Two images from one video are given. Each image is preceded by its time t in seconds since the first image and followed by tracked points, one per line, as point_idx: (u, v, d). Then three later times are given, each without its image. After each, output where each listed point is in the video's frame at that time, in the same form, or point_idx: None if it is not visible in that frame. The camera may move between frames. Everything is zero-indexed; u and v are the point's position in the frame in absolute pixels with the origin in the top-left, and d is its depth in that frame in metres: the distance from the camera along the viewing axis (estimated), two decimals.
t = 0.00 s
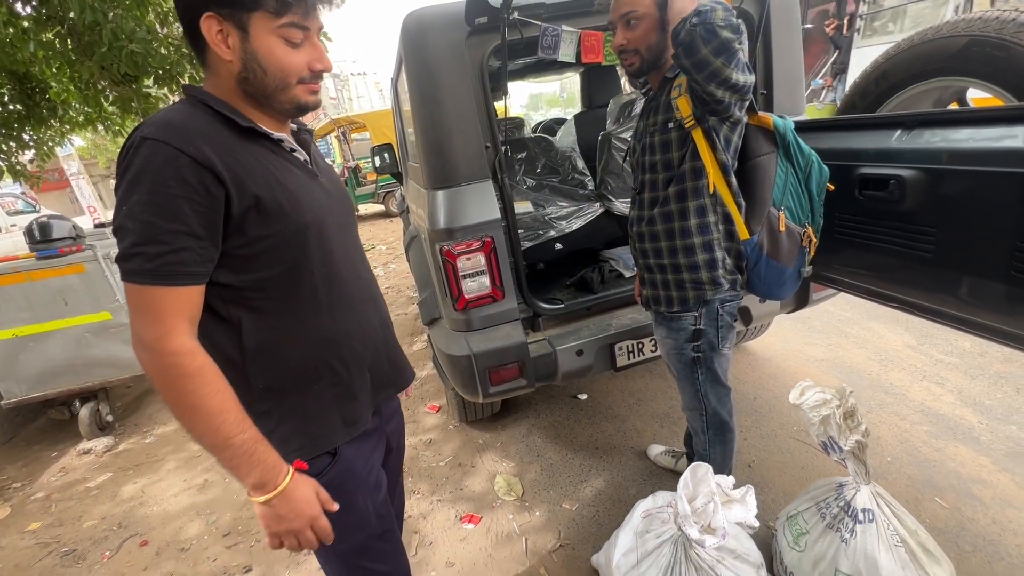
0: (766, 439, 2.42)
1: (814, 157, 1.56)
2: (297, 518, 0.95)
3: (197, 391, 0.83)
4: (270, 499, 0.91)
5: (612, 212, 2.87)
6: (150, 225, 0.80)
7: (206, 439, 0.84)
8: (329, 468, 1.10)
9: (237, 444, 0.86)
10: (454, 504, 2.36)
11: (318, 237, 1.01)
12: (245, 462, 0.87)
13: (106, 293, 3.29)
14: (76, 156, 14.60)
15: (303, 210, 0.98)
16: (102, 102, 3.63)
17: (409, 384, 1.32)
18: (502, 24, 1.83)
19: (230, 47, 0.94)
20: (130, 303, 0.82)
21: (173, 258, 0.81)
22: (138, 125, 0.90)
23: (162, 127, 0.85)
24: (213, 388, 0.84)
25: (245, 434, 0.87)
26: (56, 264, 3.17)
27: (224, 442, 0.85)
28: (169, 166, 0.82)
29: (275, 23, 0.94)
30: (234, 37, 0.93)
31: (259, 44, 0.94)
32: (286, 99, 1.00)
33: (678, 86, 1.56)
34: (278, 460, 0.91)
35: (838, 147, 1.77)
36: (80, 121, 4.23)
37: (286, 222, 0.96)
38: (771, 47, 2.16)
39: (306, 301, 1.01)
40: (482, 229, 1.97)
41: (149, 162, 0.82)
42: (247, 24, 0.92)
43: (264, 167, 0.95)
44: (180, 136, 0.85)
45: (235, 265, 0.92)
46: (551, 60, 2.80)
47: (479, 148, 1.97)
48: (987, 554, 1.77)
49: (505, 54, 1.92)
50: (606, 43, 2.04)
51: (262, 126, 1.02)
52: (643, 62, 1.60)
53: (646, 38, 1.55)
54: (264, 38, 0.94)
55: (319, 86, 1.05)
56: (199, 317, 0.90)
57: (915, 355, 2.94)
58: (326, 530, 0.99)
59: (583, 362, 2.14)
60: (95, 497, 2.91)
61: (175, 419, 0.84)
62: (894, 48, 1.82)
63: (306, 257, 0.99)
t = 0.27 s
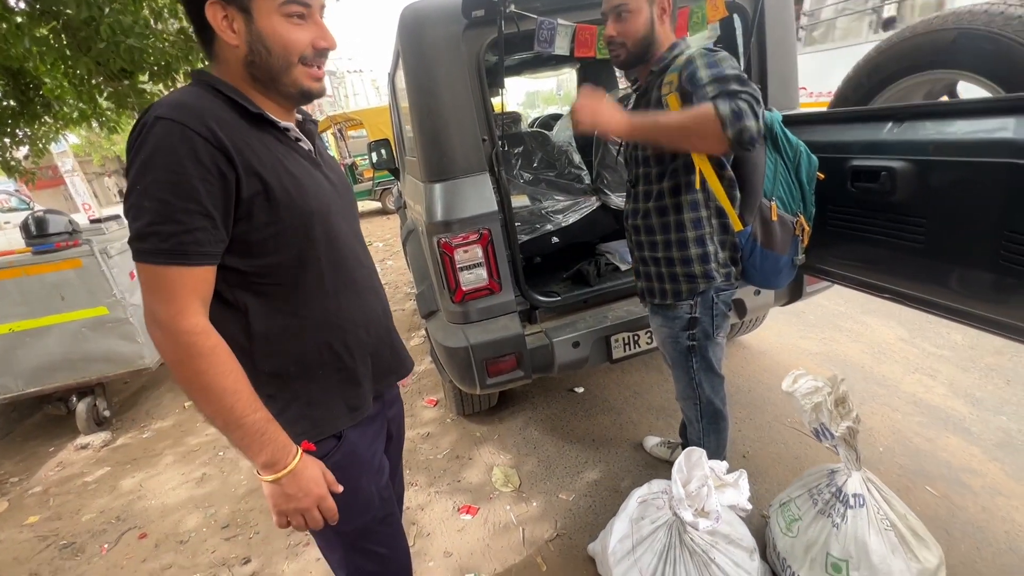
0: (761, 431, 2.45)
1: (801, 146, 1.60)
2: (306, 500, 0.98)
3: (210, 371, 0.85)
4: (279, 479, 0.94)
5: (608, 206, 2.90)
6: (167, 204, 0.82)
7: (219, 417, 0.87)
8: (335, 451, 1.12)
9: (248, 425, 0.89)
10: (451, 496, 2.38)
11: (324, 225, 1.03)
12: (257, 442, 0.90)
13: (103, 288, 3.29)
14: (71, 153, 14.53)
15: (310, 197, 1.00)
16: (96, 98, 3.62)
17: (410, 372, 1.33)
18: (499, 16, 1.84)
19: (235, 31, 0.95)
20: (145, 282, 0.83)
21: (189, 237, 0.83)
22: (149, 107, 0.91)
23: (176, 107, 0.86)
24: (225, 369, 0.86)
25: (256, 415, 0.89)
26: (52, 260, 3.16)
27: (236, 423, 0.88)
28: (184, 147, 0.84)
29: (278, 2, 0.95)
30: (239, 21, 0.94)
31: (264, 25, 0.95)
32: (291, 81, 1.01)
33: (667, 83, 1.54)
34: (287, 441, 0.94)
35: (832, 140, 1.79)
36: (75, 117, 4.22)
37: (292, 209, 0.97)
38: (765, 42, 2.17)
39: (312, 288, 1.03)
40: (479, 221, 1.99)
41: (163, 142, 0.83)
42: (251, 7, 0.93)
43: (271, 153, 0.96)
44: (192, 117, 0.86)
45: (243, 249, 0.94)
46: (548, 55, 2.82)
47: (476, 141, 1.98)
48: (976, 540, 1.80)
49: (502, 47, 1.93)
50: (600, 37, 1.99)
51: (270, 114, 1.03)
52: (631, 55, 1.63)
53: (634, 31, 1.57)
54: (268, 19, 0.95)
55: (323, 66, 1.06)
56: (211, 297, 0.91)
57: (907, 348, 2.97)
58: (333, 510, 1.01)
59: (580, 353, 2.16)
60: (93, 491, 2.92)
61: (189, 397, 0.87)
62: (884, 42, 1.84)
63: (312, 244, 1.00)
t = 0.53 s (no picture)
0: (758, 427, 2.46)
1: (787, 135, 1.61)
2: (307, 500, 0.99)
3: (217, 367, 0.86)
4: (281, 477, 0.94)
5: (606, 204, 2.91)
6: (179, 195, 0.83)
7: (223, 413, 0.87)
8: (339, 446, 1.13)
9: (252, 423, 0.89)
10: (450, 492, 2.39)
11: (328, 224, 1.03)
12: (260, 439, 0.90)
13: (100, 285, 3.29)
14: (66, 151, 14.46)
15: (313, 195, 1.00)
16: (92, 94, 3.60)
17: (413, 370, 1.34)
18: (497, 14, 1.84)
19: (239, 27, 0.95)
20: (152, 274, 0.83)
21: (199, 230, 0.83)
22: (155, 100, 0.91)
23: (186, 99, 0.87)
24: (231, 364, 0.87)
25: (260, 412, 0.90)
26: (48, 256, 3.16)
27: (240, 420, 0.88)
28: (196, 138, 0.84)
29: None
30: (242, 18, 0.94)
31: (267, 19, 0.95)
32: (295, 76, 1.01)
33: (651, 94, 1.53)
34: (291, 440, 0.95)
35: (829, 139, 1.80)
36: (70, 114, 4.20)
37: (294, 208, 0.97)
38: (763, 40, 2.18)
39: (314, 286, 1.03)
40: (477, 218, 2.00)
41: (173, 134, 0.83)
42: (254, 2, 0.93)
43: (276, 150, 0.97)
44: (202, 109, 0.87)
45: (247, 246, 0.95)
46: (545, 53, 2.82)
47: (474, 138, 1.98)
48: (970, 535, 1.82)
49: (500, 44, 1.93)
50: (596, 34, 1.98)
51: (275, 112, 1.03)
52: (614, 58, 1.62)
53: (620, 34, 1.57)
54: (271, 13, 0.94)
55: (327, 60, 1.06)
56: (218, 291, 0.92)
57: (903, 345, 2.99)
58: (332, 511, 1.02)
59: (578, 351, 2.16)
60: (91, 488, 2.92)
61: (192, 393, 0.87)
62: (882, 40, 1.85)
63: (315, 242, 1.01)
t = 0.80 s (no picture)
0: (761, 425, 2.47)
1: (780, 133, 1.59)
2: (336, 492, 0.98)
3: (246, 359, 0.86)
4: (310, 470, 0.95)
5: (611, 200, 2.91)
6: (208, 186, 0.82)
7: (253, 406, 0.87)
8: (350, 442, 1.14)
9: (280, 415, 0.89)
10: (454, 488, 2.39)
11: (343, 222, 1.03)
12: (291, 431, 0.91)
13: (101, 279, 3.27)
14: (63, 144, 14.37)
15: (329, 192, 1.00)
16: (90, 87, 3.57)
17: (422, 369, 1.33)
18: (506, 9, 1.83)
19: (261, 18, 0.94)
20: (178, 265, 0.82)
21: (229, 221, 0.83)
22: (177, 90, 0.90)
23: (211, 89, 0.86)
24: (259, 358, 0.87)
25: (289, 404, 0.90)
26: (48, 250, 3.14)
27: (268, 413, 0.88)
28: (223, 129, 0.84)
29: None
30: (264, 9, 0.93)
31: (288, 9, 0.94)
32: (317, 67, 1.00)
33: (677, 96, 1.51)
34: (319, 433, 0.95)
35: (837, 137, 1.80)
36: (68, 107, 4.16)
37: (311, 204, 0.97)
38: (771, 37, 2.17)
39: (330, 283, 1.03)
40: (483, 214, 1.99)
41: (202, 124, 0.83)
42: None
43: (296, 144, 0.97)
44: (227, 98, 0.87)
45: (266, 242, 0.94)
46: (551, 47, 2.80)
47: (481, 133, 1.97)
48: (973, 533, 1.83)
49: (508, 40, 1.92)
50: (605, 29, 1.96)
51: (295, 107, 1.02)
52: (624, 56, 1.56)
53: (632, 32, 1.53)
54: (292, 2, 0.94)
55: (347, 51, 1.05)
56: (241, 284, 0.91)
57: (905, 344, 2.99)
58: (361, 504, 1.02)
59: (583, 348, 2.16)
60: (92, 483, 2.91)
61: (219, 385, 0.87)
62: (892, 38, 1.84)
63: (330, 239, 1.01)
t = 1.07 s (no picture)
0: (764, 434, 2.46)
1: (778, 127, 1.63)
2: (365, 496, 0.98)
3: (270, 368, 0.84)
4: (338, 476, 0.93)
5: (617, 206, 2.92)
6: (228, 193, 0.80)
7: (280, 416, 0.86)
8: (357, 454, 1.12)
9: (307, 422, 0.88)
10: (455, 495, 2.36)
11: (359, 230, 1.01)
12: (318, 438, 0.90)
13: (99, 277, 3.23)
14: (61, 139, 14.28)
15: (346, 199, 0.98)
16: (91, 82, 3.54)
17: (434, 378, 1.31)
18: (518, 12, 1.81)
19: (283, 19, 0.92)
20: (198, 274, 0.81)
21: (249, 229, 0.82)
22: (193, 95, 0.88)
23: (230, 94, 0.85)
24: (283, 366, 0.86)
25: (315, 411, 0.89)
26: (46, 247, 3.10)
27: (295, 420, 0.87)
28: (244, 135, 0.82)
29: None
30: (287, 10, 0.91)
31: (312, 11, 0.92)
32: (337, 70, 0.98)
33: (709, 105, 1.49)
34: (344, 438, 0.94)
35: (848, 149, 1.79)
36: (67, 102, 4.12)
37: (328, 212, 0.96)
38: (782, 47, 2.17)
39: (343, 292, 1.01)
40: (491, 219, 1.97)
41: (222, 130, 0.81)
42: None
43: (314, 150, 0.95)
44: (246, 103, 0.85)
45: (282, 250, 0.93)
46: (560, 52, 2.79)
47: (491, 138, 1.96)
48: (979, 548, 1.82)
49: (520, 44, 1.90)
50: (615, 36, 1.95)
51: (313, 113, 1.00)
52: (649, 52, 1.53)
53: (660, 25, 1.49)
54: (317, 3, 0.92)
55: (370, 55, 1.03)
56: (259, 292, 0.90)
57: (908, 354, 2.99)
58: (387, 506, 1.02)
59: (588, 355, 2.15)
60: (88, 484, 2.88)
61: (243, 395, 0.85)
62: (904, 50, 1.84)
63: (346, 247, 0.99)
